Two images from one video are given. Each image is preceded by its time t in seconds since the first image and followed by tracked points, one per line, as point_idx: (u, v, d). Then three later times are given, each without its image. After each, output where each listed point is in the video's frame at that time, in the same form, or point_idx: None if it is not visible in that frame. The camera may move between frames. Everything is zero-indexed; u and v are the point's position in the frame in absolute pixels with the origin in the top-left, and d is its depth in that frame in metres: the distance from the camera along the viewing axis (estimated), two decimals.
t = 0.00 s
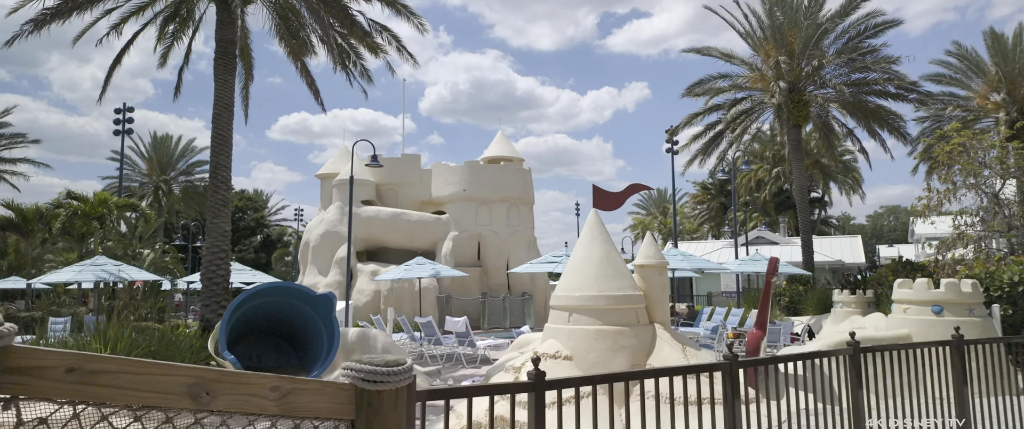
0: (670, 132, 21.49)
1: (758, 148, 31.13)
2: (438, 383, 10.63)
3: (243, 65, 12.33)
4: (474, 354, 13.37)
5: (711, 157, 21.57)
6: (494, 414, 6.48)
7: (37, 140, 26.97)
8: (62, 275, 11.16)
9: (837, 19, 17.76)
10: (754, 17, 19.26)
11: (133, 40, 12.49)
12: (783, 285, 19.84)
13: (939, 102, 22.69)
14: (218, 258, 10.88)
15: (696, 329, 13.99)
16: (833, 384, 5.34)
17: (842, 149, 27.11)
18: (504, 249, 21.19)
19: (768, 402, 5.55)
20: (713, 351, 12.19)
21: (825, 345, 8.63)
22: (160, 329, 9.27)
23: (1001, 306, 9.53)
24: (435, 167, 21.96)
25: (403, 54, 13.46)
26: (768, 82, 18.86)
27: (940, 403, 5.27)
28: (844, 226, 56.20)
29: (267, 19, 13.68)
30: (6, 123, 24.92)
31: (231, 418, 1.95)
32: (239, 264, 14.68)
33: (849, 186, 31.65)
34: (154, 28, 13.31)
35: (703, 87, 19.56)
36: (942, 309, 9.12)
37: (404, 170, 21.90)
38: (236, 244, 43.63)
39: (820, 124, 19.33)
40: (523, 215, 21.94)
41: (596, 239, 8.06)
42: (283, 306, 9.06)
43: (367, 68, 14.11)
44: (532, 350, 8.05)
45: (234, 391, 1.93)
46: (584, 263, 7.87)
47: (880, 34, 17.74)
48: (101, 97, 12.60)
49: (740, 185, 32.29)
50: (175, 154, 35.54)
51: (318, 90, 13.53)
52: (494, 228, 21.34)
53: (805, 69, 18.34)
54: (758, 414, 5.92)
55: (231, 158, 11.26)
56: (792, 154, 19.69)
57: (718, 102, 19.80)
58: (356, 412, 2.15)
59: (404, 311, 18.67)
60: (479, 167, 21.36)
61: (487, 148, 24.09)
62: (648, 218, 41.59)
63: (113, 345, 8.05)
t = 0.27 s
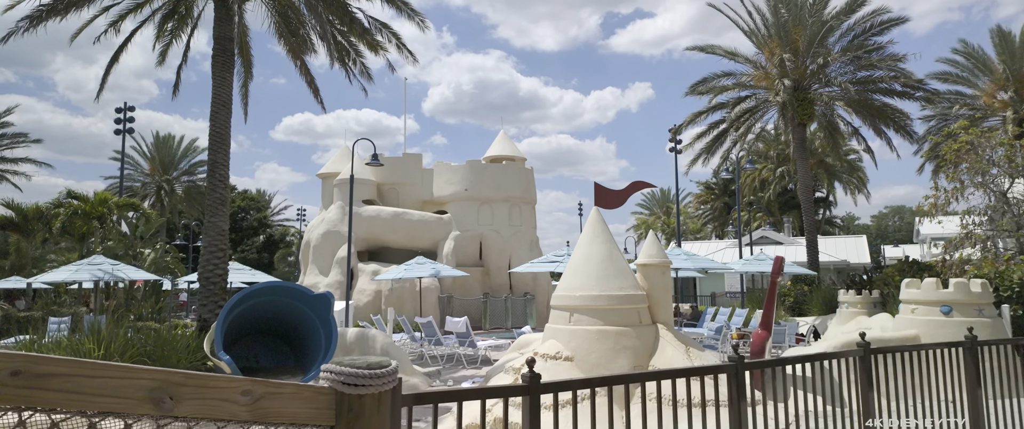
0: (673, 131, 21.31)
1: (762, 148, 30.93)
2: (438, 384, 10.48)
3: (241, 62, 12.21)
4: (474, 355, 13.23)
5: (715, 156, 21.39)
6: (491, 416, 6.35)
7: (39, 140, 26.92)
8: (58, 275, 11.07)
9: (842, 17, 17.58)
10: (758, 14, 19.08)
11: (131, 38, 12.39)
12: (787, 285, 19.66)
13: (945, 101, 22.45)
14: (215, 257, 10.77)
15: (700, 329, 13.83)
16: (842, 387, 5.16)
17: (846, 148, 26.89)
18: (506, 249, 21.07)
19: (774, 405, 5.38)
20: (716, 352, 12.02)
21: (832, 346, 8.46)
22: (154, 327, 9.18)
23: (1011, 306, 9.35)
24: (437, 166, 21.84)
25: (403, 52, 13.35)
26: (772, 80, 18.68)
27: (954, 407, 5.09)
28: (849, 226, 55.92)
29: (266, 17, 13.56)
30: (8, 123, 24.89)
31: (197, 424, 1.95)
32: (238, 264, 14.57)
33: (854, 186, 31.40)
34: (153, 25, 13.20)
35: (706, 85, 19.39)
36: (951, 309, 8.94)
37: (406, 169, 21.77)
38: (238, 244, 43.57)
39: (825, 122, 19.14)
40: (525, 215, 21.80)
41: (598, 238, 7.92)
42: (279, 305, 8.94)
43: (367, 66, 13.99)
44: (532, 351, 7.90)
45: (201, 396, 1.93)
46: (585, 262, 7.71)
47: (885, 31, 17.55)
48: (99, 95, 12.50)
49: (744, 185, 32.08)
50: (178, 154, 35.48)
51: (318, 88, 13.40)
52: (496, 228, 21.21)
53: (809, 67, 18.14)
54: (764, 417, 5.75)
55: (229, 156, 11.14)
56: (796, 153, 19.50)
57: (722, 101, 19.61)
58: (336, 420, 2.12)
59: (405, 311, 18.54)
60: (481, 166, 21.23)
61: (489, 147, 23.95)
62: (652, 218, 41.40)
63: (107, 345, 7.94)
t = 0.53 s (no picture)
0: (676, 130, 21.13)
1: (765, 147, 30.72)
2: (437, 386, 10.33)
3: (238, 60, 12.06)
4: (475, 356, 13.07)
5: (718, 155, 21.21)
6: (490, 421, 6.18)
7: (38, 139, 26.82)
8: (53, 275, 10.98)
9: (847, 14, 17.38)
10: (762, 12, 18.88)
11: (128, 35, 12.25)
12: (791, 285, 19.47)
13: (951, 100, 22.22)
14: (212, 257, 10.63)
15: (703, 330, 13.65)
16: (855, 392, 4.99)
17: (851, 148, 26.67)
18: (507, 249, 20.91)
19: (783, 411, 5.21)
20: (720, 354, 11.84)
21: (839, 347, 8.29)
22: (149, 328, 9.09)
23: (1022, 308, 9.17)
24: (437, 166, 21.68)
25: (403, 50, 13.21)
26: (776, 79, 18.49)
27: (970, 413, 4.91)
28: (852, 226, 55.67)
29: (264, 14, 13.42)
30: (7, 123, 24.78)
31: None
32: (236, 264, 14.43)
33: (858, 185, 31.15)
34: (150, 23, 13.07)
35: (709, 84, 19.20)
36: (960, 310, 8.75)
37: (406, 169, 21.61)
38: (240, 244, 43.46)
39: (829, 121, 18.94)
40: (526, 215, 21.63)
41: (600, 237, 7.75)
42: (275, 306, 8.80)
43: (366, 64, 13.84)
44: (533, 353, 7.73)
45: (165, 411, 2.07)
46: (587, 262, 7.55)
47: (891, 29, 17.35)
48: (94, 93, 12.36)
49: (747, 184, 31.86)
50: (178, 153, 35.37)
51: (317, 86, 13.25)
52: (497, 227, 21.05)
53: (814, 65, 17.94)
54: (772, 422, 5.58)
55: (226, 155, 11.00)
56: (800, 153, 19.30)
57: (725, 99, 19.42)
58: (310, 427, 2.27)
59: (405, 312, 18.39)
60: (482, 165, 21.06)
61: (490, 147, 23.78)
62: (654, 218, 41.20)
63: (99, 347, 7.84)
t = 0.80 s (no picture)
0: (677, 131, 20.99)
1: (766, 148, 30.58)
2: (435, 389, 10.19)
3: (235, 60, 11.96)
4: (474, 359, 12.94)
5: (719, 156, 21.07)
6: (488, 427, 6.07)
7: (37, 140, 26.73)
8: (48, 277, 10.90)
9: (849, 13, 17.25)
10: (763, 12, 18.76)
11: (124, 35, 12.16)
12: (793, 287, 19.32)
13: (954, 100, 22.07)
14: (208, 259, 10.51)
15: (705, 332, 13.51)
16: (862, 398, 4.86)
17: (852, 148, 26.52)
18: (507, 250, 20.79)
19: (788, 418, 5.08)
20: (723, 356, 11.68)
21: (843, 350, 8.14)
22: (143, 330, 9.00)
23: None
24: (437, 167, 21.57)
25: (402, 50, 13.12)
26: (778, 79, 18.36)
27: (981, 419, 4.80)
28: (854, 227, 55.48)
29: (262, 14, 13.31)
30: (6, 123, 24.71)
31: None
32: (233, 265, 14.32)
33: (860, 186, 30.99)
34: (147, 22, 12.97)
35: (711, 84, 19.07)
36: (967, 313, 8.60)
37: (406, 169, 21.51)
38: (240, 246, 43.33)
39: (831, 122, 18.81)
40: (526, 216, 21.51)
41: (600, 239, 7.63)
42: (271, 308, 8.68)
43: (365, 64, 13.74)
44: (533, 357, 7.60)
45: None
46: (588, 263, 7.42)
47: (893, 29, 17.22)
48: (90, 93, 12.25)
49: (749, 185, 31.71)
50: (178, 154, 35.27)
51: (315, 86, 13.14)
52: (497, 228, 20.94)
53: (816, 65, 17.81)
54: None
55: (222, 155, 10.90)
56: (802, 153, 19.16)
57: (727, 100, 19.29)
58: None
59: (405, 314, 18.24)
60: (482, 166, 20.94)
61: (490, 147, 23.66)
62: (655, 219, 41.05)
63: (91, 349, 7.76)
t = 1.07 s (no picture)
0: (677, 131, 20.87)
1: (767, 148, 30.46)
2: (433, 391, 10.07)
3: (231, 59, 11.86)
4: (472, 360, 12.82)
5: (719, 156, 20.96)
6: None
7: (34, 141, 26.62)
8: (41, 278, 10.80)
9: (850, 12, 17.14)
10: (764, 11, 18.64)
11: (118, 34, 12.06)
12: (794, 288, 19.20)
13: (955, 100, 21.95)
14: (203, 259, 10.41)
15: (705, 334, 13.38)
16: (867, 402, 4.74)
17: (854, 149, 26.39)
18: (507, 251, 20.69)
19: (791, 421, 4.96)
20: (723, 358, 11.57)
21: (846, 352, 8.00)
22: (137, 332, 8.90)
23: None
24: (436, 167, 21.47)
25: (400, 49, 13.03)
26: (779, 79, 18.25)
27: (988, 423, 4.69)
28: (854, 228, 55.35)
29: (259, 13, 13.22)
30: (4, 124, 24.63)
31: None
32: (230, 266, 14.21)
33: (861, 187, 30.85)
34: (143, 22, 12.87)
35: (711, 84, 18.96)
36: (971, 314, 8.48)
37: (404, 170, 21.40)
38: (239, 247, 43.20)
39: (833, 122, 18.69)
40: (526, 216, 21.41)
41: (599, 239, 7.51)
42: (265, 309, 8.56)
43: (362, 63, 13.65)
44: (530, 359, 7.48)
45: None
46: (586, 264, 7.30)
47: (895, 28, 17.12)
48: (85, 93, 12.15)
49: (749, 186, 31.58)
50: (177, 155, 35.19)
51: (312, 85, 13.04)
52: (496, 229, 20.83)
53: (817, 65, 17.69)
54: None
55: (217, 155, 10.79)
56: (803, 153, 19.04)
57: (727, 100, 19.18)
58: None
59: (403, 315, 18.12)
60: (481, 167, 20.84)
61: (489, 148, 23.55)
62: (655, 220, 40.93)
63: (84, 351, 7.66)
